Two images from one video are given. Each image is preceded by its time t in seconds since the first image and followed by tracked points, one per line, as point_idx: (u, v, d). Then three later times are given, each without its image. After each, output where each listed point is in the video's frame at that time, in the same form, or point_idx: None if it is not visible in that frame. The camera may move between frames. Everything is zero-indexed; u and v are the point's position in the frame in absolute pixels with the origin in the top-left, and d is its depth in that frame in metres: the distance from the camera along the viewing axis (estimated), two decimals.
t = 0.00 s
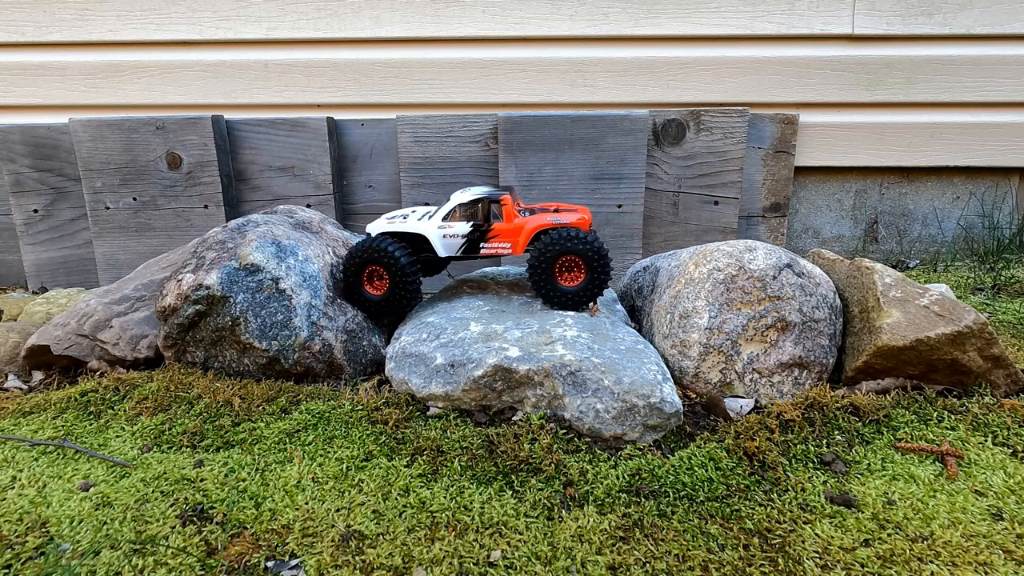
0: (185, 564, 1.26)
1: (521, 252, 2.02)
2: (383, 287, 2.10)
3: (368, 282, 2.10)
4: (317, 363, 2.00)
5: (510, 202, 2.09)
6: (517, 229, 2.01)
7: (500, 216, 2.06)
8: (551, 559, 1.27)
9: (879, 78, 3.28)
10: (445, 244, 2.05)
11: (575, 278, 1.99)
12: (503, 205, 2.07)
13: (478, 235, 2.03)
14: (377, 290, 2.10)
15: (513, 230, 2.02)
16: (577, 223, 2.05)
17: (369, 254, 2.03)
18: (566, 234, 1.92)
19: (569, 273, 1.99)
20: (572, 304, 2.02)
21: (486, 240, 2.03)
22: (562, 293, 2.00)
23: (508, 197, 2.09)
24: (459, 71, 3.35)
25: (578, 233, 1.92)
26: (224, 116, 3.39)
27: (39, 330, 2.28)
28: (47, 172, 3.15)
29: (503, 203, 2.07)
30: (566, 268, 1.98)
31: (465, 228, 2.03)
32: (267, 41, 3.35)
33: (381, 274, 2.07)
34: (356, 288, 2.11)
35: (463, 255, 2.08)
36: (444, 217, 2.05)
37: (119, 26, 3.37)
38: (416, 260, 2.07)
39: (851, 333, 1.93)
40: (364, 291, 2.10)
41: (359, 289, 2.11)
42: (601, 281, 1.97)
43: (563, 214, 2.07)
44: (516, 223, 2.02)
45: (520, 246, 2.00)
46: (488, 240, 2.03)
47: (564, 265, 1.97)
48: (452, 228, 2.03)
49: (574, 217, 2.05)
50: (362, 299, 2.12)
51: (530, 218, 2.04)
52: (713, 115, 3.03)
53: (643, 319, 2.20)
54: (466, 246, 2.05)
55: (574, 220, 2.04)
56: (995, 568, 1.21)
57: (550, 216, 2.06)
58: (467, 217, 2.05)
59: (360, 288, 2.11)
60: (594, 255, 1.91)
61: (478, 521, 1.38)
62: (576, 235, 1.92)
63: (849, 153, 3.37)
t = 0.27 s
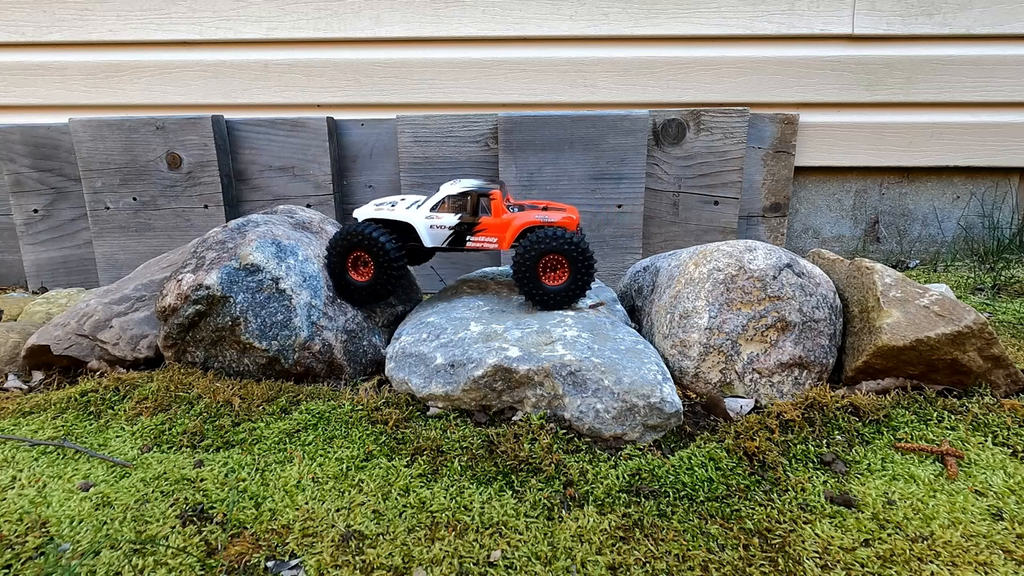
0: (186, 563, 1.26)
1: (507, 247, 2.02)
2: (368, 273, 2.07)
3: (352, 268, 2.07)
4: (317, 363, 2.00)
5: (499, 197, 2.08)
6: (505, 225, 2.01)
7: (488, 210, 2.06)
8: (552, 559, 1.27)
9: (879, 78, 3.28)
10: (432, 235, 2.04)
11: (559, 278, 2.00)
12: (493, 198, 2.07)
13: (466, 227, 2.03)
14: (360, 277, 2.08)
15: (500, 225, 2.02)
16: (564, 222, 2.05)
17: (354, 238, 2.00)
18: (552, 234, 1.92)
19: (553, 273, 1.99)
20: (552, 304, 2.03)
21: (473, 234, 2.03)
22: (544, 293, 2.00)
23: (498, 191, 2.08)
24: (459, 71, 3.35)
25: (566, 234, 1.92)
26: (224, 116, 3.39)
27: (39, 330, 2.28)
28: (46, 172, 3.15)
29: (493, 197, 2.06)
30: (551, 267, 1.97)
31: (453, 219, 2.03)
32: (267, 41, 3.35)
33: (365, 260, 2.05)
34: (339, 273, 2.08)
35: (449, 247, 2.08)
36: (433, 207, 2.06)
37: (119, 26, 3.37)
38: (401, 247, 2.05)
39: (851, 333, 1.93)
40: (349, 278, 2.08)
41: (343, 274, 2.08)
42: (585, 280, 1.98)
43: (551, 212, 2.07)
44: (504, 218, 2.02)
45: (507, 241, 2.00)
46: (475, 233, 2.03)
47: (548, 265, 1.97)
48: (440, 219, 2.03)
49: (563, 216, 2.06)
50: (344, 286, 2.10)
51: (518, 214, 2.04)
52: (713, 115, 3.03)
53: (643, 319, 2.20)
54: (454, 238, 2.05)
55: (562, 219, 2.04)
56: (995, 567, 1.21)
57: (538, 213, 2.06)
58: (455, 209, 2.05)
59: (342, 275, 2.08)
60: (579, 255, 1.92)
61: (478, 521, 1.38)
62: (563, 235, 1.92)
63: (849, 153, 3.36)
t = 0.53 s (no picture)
0: (186, 564, 1.26)
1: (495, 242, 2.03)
2: (355, 255, 2.06)
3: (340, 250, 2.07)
4: (317, 363, 2.00)
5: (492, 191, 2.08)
6: (495, 219, 2.02)
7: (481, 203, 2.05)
8: (551, 559, 1.27)
9: (879, 78, 3.28)
10: (423, 224, 2.02)
11: (547, 276, 1.99)
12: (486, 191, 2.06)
13: (456, 219, 2.02)
14: (347, 259, 2.07)
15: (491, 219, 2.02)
16: (555, 221, 2.06)
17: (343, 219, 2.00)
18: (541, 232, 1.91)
19: (540, 273, 1.99)
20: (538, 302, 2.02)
21: (464, 225, 2.02)
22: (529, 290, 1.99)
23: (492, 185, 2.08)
24: (459, 71, 3.35)
25: (555, 233, 1.90)
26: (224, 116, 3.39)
27: (39, 329, 2.28)
28: (46, 172, 3.15)
29: (486, 190, 2.06)
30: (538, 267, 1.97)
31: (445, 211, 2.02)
32: (267, 41, 3.35)
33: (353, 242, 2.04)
34: (328, 254, 2.08)
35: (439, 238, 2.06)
36: (426, 197, 2.04)
37: (119, 26, 3.37)
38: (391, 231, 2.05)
39: (851, 333, 1.93)
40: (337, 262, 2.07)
41: (330, 255, 2.08)
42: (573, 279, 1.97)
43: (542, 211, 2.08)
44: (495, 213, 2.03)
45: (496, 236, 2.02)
46: (466, 225, 2.02)
47: (536, 264, 1.97)
48: (432, 210, 2.02)
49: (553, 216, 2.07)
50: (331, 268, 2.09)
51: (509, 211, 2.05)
52: (713, 115, 3.02)
53: (643, 319, 2.20)
54: (444, 229, 2.03)
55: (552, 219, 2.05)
56: (995, 568, 1.21)
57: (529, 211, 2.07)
58: (448, 200, 2.04)
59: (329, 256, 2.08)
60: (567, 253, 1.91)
61: (478, 521, 1.38)
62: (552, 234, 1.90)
63: (849, 153, 3.36)
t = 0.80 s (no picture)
0: (186, 564, 1.26)
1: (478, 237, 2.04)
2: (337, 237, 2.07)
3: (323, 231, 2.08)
4: (317, 363, 2.00)
5: (480, 186, 2.11)
6: (480, 214, 2.02)
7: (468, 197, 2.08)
8: (551, 559, 1.27)
9: (879, 78, 3.28)
10: (408, 212, 2.01)
11: (524, 279, 1.99)
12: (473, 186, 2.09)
13: (442, 210, 2.01)
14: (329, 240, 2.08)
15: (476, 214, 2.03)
16: (538, 221, 2.07)
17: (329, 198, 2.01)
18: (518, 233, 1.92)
19: (520, 272, 1.99)
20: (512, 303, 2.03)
21: (448, 217, 2.02)
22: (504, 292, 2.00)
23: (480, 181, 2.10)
24: (459, 71, 3.35)
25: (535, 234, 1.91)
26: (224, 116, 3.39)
27: (39, 329, 2.28)
28: (46, 172, 3.15)
29: (474, 185, 2.08)
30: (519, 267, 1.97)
31: (432, 201, 2.01)
32: (267, 41, 3.35)
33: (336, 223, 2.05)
34: (312, 233, 2.09)
35: (423, 227, 2.04)
36: (414, 186, 2.03)
37: (119, 26, 3.37)
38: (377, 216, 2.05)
39: (851, 333, 1.93)
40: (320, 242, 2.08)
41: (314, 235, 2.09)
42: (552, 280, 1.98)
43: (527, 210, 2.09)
44: (481, 208, 2.03)
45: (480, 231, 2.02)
46: (450, 217, 2.02)
47: (513, 265, 1.97)
48: (419, 199, 2.01)
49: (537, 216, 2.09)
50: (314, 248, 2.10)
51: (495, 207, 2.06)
52: (713, 115, 3.02)
53: (643, 319, 2.20)
54: (428, 219, 2.02)
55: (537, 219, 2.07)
56: (995, 568, 1.21)
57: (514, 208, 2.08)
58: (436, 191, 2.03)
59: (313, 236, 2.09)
60: (545, 255, 1.91)
61: (478, 521, 1.38)
62: (530, 235, 1.91)
63: (849, 153, 3.36)
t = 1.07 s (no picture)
0: (186, 563, 1.26)
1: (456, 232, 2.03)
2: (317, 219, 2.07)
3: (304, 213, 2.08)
4: (317, 363, 2.00)
5: (464, 182, 2.11)
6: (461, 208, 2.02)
7: (450, 192, 2.09)
8: (552, 559, 1.27)
9: (879, 78, 3.28)
10: (390, 201, 2.03)
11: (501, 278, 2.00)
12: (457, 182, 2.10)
13: (423, 201, 2.02)
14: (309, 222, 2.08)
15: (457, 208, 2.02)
16: (519, 221, 2.05)
17: (311, 182, 2.03)
18: (489, 234, 1.91)
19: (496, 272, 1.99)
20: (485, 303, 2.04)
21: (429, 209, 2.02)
22: (475, 292, 2.02)
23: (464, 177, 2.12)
24: (459, 71, 3.35)
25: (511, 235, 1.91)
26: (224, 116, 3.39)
27: (39, 329, 2.28)
28: (46, 172, 3.15)
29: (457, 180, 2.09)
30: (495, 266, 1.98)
31: (414, 191, 2.02)
32: (267, 41, 3.35)
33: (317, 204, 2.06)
34: (292, 215, 2.09)
35: (403, 218, 2.06)
36: (398, 176, 2.05)
37: (119, 26, 3.37)
38: (358, 202, 2.06)
39: (851, 333, 1.93)
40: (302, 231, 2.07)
41: (294, 217, 2.09)
42: (526, 281, 1.97)
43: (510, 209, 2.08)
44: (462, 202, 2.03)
45: (458, 226, 2.01)
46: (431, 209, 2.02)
47: (490, 265, 1.98)
48: (402, 189, 2.02)
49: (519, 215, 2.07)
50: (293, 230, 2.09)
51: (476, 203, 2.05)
52: (713, 115, 3.02)
53: (643, 319, 2.20)
54: (410, 210, 2.03)
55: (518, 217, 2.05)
56: (995, 568, 1.21)
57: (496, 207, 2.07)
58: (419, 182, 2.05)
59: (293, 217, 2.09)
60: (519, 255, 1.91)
61: (478, 521, 1.38)
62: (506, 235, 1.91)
63: (849, 153, 3.36)
